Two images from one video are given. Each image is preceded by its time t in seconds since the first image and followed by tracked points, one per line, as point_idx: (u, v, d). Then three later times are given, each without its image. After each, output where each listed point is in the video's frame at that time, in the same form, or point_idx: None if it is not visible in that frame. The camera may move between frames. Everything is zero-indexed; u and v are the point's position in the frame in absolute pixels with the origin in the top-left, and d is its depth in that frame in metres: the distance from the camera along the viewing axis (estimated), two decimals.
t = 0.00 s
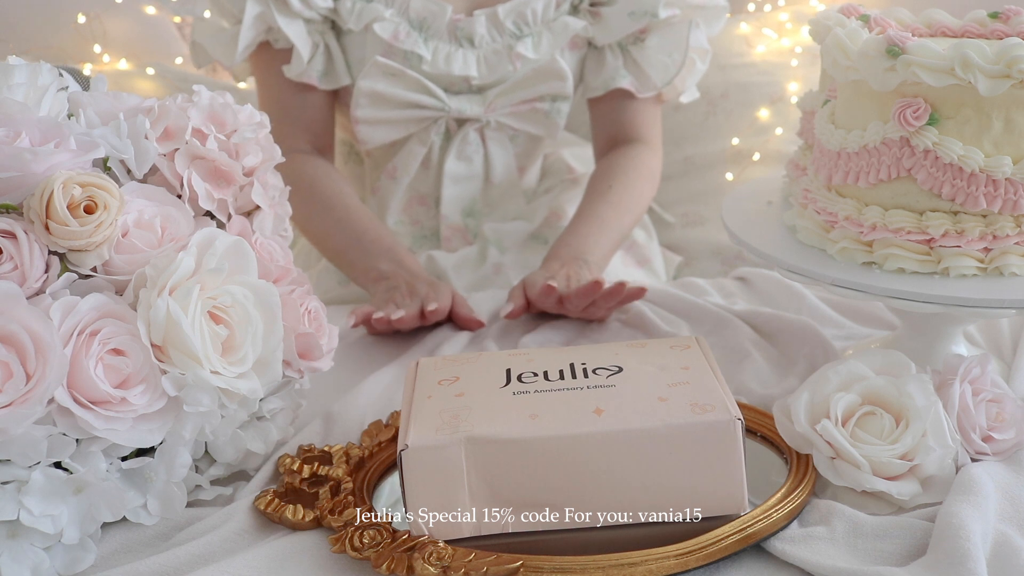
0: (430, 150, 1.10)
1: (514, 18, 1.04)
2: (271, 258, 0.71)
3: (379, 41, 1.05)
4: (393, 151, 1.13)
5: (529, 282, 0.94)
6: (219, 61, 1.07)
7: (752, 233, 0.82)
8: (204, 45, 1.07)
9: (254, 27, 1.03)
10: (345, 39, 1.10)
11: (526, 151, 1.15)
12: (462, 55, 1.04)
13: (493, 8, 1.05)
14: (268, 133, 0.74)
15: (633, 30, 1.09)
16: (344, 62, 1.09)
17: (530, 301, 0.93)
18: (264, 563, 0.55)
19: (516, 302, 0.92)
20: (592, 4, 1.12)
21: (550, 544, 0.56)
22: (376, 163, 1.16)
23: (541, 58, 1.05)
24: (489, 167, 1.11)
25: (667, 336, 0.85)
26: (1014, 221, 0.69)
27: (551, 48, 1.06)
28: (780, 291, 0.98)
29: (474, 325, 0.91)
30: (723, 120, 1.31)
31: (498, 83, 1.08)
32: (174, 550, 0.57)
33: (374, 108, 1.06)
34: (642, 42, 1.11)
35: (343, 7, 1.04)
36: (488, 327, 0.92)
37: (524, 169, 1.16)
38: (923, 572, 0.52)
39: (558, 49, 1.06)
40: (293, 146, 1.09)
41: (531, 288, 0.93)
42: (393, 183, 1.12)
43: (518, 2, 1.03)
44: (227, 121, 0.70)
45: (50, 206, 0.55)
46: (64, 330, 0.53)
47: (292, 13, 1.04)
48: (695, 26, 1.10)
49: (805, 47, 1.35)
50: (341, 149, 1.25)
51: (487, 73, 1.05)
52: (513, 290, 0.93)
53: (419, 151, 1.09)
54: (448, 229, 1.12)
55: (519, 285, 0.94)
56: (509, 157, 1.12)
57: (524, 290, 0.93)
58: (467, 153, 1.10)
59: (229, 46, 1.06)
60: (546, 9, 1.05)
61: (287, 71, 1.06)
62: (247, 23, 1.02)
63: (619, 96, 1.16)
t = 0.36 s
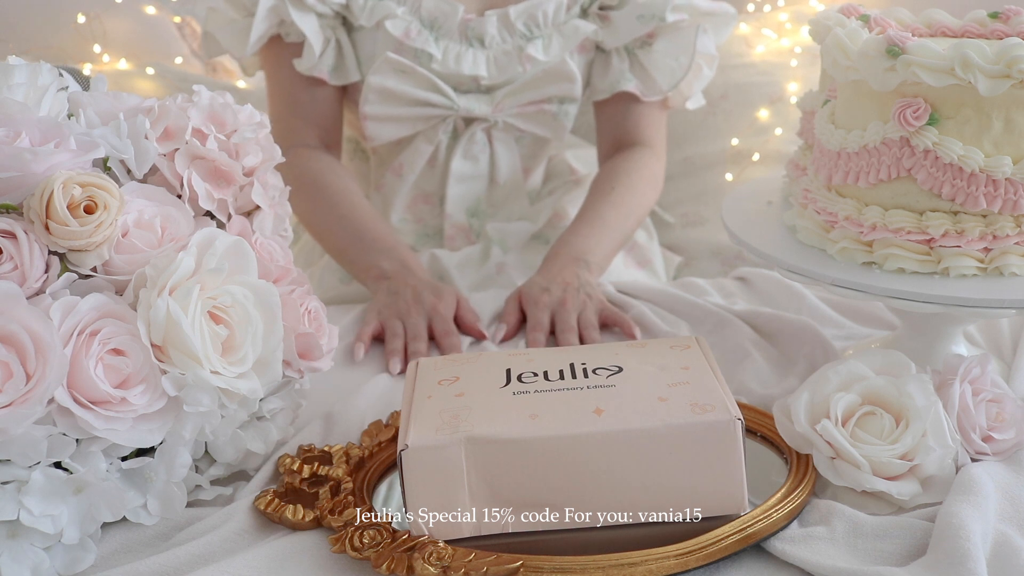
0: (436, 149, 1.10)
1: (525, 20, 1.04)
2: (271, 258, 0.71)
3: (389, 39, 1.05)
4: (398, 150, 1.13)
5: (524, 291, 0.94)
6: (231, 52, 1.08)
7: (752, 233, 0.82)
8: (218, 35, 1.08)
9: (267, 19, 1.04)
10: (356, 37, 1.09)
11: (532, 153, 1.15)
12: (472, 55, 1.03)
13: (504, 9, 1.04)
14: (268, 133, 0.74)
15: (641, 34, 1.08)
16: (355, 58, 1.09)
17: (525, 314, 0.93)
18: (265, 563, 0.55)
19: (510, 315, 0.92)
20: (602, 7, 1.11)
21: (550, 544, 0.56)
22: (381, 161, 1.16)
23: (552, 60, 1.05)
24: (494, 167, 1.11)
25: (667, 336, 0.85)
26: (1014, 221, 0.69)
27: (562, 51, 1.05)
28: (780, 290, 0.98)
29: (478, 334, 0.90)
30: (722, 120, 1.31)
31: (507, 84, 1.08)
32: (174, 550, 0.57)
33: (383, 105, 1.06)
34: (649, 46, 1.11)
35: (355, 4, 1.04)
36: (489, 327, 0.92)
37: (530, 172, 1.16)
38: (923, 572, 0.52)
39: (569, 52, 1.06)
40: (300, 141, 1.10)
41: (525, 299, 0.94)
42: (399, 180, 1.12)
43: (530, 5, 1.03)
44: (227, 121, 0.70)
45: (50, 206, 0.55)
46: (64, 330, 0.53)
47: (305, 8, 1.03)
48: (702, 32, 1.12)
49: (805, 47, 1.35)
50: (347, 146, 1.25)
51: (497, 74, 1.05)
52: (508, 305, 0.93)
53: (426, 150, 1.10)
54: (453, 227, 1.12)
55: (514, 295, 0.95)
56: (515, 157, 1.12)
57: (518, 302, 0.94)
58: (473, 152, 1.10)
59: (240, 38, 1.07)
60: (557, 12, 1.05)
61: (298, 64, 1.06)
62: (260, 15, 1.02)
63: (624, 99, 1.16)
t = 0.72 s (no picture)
0: (439, 149, 1.10)
1: (529, 21, 1.04)
2: (271, 258, 0.71)
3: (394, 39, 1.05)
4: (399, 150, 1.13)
5: (524, 291, 0.94)
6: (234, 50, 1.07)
7: (752, 233, 0.82)
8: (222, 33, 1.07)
9: (271, 18, 1.04)
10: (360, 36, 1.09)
11: (533, 154, 1.15)
12: (476, 56, 1.04)
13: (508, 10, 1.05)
14: (267, 133, 0.74)
15: (644, 36, 1.09)
16: (357, 57, 1.09)
17: (525, 314, 0.93)
18: (265, 563, 0.55)
19: (510, 315, 0.92)
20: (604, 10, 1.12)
21: (550, 544, 0.56)
22: (382, 161, 1.16)
23: (555, 61, 1.05)
24: (496, 167, 1.11)
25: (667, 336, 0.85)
26: (1014, 221, 0.69)
27: (566, 52, 1.06)
28: (780, 290, 0.98)
29: (478, 333, 0.90)
30: (722, 120, 1.31)
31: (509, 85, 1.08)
32: (174, 550, 0.57)
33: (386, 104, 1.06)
34: (652, 48, 1.11)
35: (360, 3, 1.04)
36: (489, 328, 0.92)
37: (530, 172, 1.16)
38: (923, 572, 0.52)
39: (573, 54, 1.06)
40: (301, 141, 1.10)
41: (525, 298, 0.94)
42: (400, 179, 1.12)
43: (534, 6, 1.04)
44: (227, 121, 0.70)
45: (50, 206, 0.55)
46: (64, 330, 0.53)
47: (310, 7, 1.04)
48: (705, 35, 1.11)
49: (805, 47, 1.35)
50: (348, 145, 1.25)
51: (500, 74, 1.05)
52: (508, 305, 0.93)
53: (428, 149, 1.10)
54: (453, 228, 1.12)
55: (514, 295, 0.95)
56: (517, 158, 1.12)
57: (519, 302, 0.94)
58: (475, 152, 1.10)
59: (244, 38, 1.06)
60: (560, 14, 1.05)
61: (302, 64, 1.06)
62: (264, 14, 1.03)
63: (626, 100, 1.16)
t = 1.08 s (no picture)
0: (438, 149, 1.10)
1: (527, 21, 1.04)
2: (271, 258, 0.71)
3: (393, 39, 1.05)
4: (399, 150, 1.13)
5: (524, 290, 0.94)
6: (232, 51, 1.08)
7: (752, 233, 0.82)
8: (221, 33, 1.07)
9: (270, 19, 1.04)
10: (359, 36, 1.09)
11: (532, 153, 1.15)
12: (474, 56, 1.04)
13: (506, 10, 1.05)
14: (267, 133, 0.74)
15: (642, 35, 1.09)
16: (356, 58, 1.09)
17: (525, 314, 0.93)
18: (265, 563, 0.55)
19: (510, 314, 0.92)
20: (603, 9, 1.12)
21: (550, 544, 0.56)
22: (382, 161, 1.16)
23: (554, 61, 1.05)
24: (495, 167, 1.11)
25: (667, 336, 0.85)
26: (1014, 221, 0.69)
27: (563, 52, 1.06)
28: (780, 290, 0.98)
29: (478, 334, 0.90)
30: (722, 120, 1.31)
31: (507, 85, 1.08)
32: (174, 550, 0.57)
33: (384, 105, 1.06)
34: (650, 48, 1.11)
35: (358, 4, 1.04)
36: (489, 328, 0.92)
37: (529, 171, 1.16)
38: (923, 572, 0.52)
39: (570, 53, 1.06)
40: (300, 140, 1.10)
41: (525, 298, 0.94)
42: (400, 179, 1.12)
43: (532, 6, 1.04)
44: (227, 121, 0.70)
45: (50, 206, 0.55)
46: (64, 330, 0.53)
47: (308, 8, 1.04)
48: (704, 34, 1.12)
49: (805, 47, 1.35)
50: (347, 145, 1.25)
51: (498, 75, 1.05)
52: (508, 305, 0.93)
53: (428, 150, 1.10)
54: (452, 228, 1.12)
55: (514, 295, 0.94)
56: (516, 158, 1.12)
57: (518, 302, 0.94)
58: (474, 152, 1.10)
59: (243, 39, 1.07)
60: (559, 14, 1.06)
61: (301, 65, 1.07)
62: (263, 15, 1.03)
63: (626, 100, 1.16)
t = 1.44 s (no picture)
0: (436, 149, 1.10)
1: (524, 21, 1.04)
2: (271, 258, 0.71)
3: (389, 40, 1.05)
4: (399, 149, 1.13)
5: (523, 291, 0.94)
6: (229, 55, 1.08)
7: (752, 233, 0.82)
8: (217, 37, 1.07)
9: (266, 22, 1.04)
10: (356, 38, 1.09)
11: (530, 153, 1.15)
12: (471, 56, 1.04)
13: (502, 10, 1.05)
14: (267, 133, 0.74)
15: (639, 34, 1.09)
16: (354, 59, 1.09)
17: (524, 314, 0.93)
18: (265, 563, 0.55)
19: (510, 314, 0.92)
20: (600, 8, 1.11)
21: (550, 544, 0.56)
22: (381, 161, 1.16)
23: (550, 61, 1.05)
24: (494, 167, 1.11)
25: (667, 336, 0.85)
26: (1014, 221, 0.69)
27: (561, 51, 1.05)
28: (780, 290, 0.98)
29: (477, 333, 0.90)
30: (722, 120, 1.31)
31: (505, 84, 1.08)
32: (174, 550, 0.57)
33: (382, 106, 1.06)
34: (648, 46, 1.11)
35: (354, 6, 1.04)
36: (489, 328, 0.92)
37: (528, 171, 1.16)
38: (923, 572, 0.52)
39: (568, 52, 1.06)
40: (300, 140, 1.10)
41: (524, 298, 0.94)
42: (399, 180, 1.12)
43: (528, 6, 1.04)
44: (227, 121, 0.70)
45: (50, 206, 0.55)
46: (64, 330, 0.53)
47: (304, 10, 1.04)
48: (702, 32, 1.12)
49: (805, 47, 1.35)
50: (347, 145, 1.25)
51: (495, 75, 1.05)
52: (508, 305, 0.93)
53: (425, 151, 1.10)
54: (451, 229, 1.12)
55: (514, 295, 0.94)
56: (514, 158, 1.12)
57: (518, 301, 0.94)
58: (472, 152, 1.10)
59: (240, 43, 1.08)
60: (555, 13, 1.06)
61: (297, 67, 1.07)
62: (259, 18, 1.03)
63: (624, 100, 1.16)
